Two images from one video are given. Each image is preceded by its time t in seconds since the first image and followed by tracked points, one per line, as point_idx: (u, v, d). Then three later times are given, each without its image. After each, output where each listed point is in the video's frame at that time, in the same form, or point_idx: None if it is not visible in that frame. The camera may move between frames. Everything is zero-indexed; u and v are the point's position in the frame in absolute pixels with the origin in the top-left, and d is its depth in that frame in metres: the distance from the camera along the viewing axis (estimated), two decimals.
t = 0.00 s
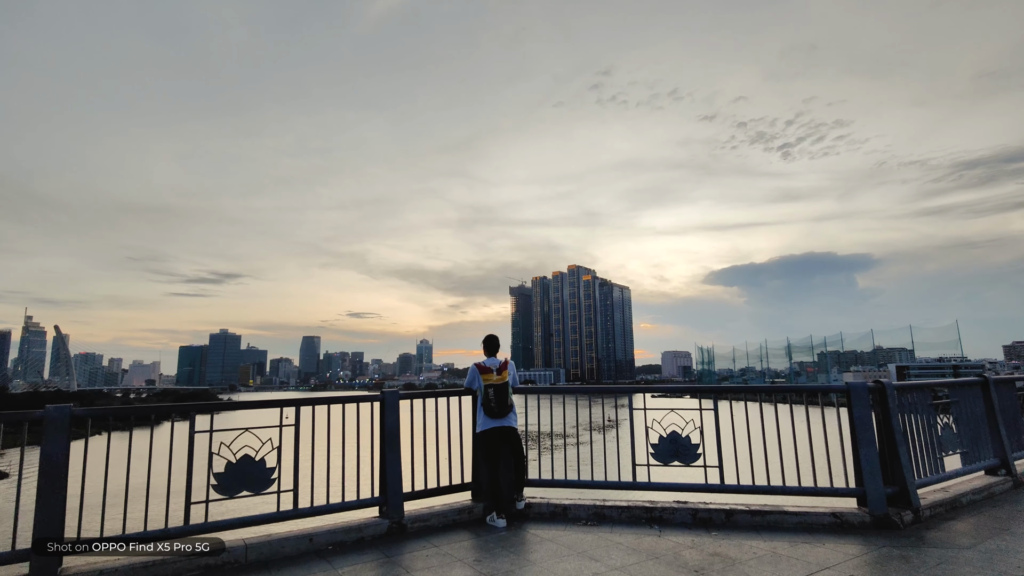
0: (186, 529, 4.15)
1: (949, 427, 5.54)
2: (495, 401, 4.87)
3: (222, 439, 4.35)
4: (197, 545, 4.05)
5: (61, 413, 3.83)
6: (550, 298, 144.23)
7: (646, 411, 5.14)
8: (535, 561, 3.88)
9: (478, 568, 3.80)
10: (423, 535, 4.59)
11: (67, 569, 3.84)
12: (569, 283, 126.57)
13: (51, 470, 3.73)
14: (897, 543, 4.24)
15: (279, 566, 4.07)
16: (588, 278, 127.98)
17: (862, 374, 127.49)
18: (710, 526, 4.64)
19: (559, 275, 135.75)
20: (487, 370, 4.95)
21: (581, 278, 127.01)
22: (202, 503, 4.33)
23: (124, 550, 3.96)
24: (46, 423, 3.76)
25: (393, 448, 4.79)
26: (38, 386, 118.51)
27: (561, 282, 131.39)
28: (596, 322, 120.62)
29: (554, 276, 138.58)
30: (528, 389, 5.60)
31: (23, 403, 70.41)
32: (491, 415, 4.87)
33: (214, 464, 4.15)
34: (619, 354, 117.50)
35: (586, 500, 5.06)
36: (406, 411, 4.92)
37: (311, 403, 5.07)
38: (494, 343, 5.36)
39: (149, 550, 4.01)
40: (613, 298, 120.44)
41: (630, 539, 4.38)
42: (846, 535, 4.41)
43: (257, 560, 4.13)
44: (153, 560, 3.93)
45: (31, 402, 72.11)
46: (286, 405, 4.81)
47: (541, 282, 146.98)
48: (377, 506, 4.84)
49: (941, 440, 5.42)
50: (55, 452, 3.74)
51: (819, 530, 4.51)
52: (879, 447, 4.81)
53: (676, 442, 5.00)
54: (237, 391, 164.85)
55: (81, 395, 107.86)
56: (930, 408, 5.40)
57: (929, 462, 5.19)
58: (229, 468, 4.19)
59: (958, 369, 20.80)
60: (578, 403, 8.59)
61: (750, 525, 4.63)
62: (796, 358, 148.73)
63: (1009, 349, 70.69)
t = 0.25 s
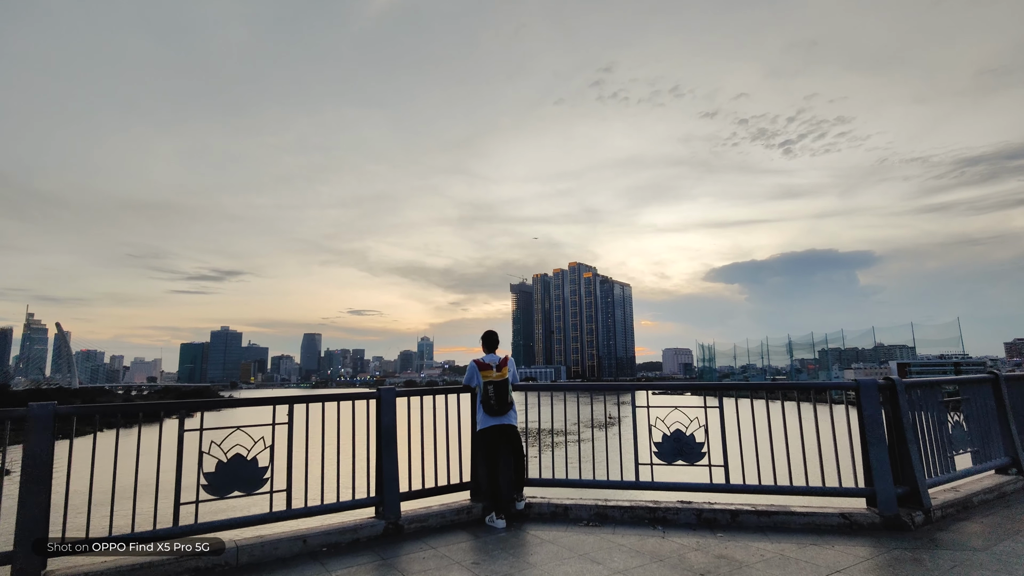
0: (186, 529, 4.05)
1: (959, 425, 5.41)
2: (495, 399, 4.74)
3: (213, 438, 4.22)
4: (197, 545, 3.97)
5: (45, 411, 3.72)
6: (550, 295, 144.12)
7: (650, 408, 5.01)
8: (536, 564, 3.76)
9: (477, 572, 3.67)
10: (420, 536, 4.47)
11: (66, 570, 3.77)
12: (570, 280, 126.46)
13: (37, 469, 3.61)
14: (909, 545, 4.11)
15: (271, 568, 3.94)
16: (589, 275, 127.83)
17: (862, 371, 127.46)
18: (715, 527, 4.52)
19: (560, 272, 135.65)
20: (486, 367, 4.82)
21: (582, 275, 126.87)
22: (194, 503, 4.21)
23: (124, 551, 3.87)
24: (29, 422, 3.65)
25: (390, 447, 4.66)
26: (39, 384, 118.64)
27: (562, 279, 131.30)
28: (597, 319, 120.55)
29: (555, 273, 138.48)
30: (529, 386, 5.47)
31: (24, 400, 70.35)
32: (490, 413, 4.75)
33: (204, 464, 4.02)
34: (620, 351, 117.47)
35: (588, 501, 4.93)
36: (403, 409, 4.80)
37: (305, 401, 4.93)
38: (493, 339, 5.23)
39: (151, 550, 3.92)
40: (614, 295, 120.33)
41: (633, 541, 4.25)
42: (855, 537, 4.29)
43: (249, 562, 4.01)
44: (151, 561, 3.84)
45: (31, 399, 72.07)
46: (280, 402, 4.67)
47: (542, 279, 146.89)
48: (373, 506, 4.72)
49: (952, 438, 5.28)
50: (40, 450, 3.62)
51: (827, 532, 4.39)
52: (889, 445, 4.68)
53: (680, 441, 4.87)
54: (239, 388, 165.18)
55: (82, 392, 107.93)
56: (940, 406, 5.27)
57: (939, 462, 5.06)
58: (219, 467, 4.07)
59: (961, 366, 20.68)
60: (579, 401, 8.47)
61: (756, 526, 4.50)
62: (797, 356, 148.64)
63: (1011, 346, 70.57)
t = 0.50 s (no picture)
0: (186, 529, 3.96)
1: (972, 422, 5.27)
2: (496, 396, 4.61)
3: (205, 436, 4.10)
4: (196, 545, 3.88)
5: (30, 409, 3.62)
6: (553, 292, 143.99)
7: (655, 405, 4.88)
8: (538, 566, 3.64)
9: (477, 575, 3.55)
10: (419, 537, 4.35)
11: (67, 569, 3.70)
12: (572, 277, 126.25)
13: (22, 468, 3.51)
14: (923, 547, 3.98)
15: (265, 570, 3.83)
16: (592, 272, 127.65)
17: (865, 368, 127.27)
18: (722, 528, 4.40)
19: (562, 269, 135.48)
20: (487, 363, 4.68)
21: (584, 271, 126.65)
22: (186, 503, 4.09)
23: (124, 550, 3.79)
24: (13, 419, 3.55)
25: (388, 445, 4.54)
26: (43, 381, 118.89)
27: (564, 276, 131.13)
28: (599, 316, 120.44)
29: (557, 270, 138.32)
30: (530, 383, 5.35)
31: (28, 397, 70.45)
32: (491, 411, 4.62)
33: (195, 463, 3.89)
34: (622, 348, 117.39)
35: (591, 500, 4.81)
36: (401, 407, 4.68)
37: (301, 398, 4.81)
38: (494, 335, 5.10)
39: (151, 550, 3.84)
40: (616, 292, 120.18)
41: (638, 542, 4.13)
42: (867, 538, 4.16)
43: (242, 564, 3.89)
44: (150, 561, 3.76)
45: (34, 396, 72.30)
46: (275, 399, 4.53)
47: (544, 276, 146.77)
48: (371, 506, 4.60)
49: (965, 437, 5.14)
50: (25, 448, 3.52)
51: (838, 533, 4.26)
52: (902, 444, 4.54)
53: (685, 439, 4.74)
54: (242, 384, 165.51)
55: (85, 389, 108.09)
56: (953, 403, 5.12)
57: (952, 460, 4.93)
58: (211, 466, 3.95)
59: (964, 363, 20.54)
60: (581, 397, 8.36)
61: (765, 527, 4.38)
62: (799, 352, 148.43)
63: (1014, 342, 70.38)
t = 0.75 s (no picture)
0: (187, 527, 3.87)
1: (987, 419, 5.14)
2: (497, 391, 4.48)
3: (196, 433, 3.97)
4: (197, 545, 3.79)
5: (14, 406, 3.51)
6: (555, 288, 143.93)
7: (660, 401, 4.75)
8: (540, 568, 3.52)
9: None
10: (417, 537, 4.23)
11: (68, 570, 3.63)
12: (574, 274, 126.11)
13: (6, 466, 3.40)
14: (940, 548, 3.84)
15: (259, 572, 3.71)
16: (594, 268, 127.42)
17: (867, 365, 127.15)
18: (729, 528, 4.27)
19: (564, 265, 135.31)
20: (487, 358, 4.55)
21: (587, 268, 126.42)
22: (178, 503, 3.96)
23: (124, 551, 3.71)
24: None
25: (385, 442, 4.42)
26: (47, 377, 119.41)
27: (566, 273, 131.04)
28: (601, 313, 120.40)
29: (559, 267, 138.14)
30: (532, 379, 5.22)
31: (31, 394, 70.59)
32: (492, 407, 4.49)
33: (187, 460, 3.77)
34: (623, 344, 117.56)
35: (594, 499, 4.69)
36: (400, 403, 4.55)
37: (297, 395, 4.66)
38: (493, 330, 4.97)
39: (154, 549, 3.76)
40: (618, 288, 120.29)
41: (644, 542, 3.99)
42: (880, 539, 4.03)
43: (238, 565, 3.78)
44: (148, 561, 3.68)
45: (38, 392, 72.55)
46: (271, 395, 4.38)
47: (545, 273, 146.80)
48: (369, 504, 4.47)
49: (979, 434, 5.01)
50: (9, 446, 3.41)
51: (850, 533, 4.13)
52: (916, 441, 4.41)
53: (692, 437, 4.61)
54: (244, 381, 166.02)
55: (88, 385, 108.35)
56: (967, 400, 4.98)
57: (967, 458, 4.79)
58: (203, 464, 3.84)
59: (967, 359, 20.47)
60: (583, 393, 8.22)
61: (773, 527, 4.26)
62: (801, 349, 148.89)
63: (1017, 339, 70.42)
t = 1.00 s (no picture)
0: (186, 527, 3.76)
1: (1003, 416, 4.99)
2: (499, 388, 4.34)
3: (188, 431, 3.82)
4: (197, 544, 3.67)
5: None
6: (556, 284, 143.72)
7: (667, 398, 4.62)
8: (544, 571, 3.39)
9: None
10: (417, 538, 4.10)
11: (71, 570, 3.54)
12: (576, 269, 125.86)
13: None
14: (958, 551, 3.70)
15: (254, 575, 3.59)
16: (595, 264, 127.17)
17: (869, 361, 127.07)
18: (738, 529, 4.14)
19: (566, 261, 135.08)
20: (489, 354, 4.41)
21: (588, 264, 126.24)
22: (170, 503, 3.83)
23: (124, 551, 3.61)
24: None
25: (383, 440, 4.28)
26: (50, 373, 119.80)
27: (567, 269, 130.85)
28: (602, 309, 120.27)
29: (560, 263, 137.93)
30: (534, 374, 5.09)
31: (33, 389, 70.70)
32: (494, 404, 4.35)
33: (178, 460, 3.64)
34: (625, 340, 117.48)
35: (599, 498, 4.56)
36: (399, 400, 4.42)
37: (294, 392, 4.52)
38: (495, 325, 4.83)
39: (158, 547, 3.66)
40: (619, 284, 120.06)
41: (651, 543, 3.87)
42: (895, 541, 3.89)
43: (235, 568, 3.66)
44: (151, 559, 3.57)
45: (41, 388, 72.74)
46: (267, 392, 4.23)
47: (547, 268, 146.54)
48: (367, 504, 4.34)
49: (996, 431, 4.86)
50: None
51: (864, 535, 4.00)
52: (933, 439, 4.26)
53: (700, 435, 4.47)
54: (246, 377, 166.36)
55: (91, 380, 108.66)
56: (984, 396, 4.83)
57: (983, 457, 4.64)
58: (195, 464, 3.71)
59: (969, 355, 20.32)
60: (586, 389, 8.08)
61: (784, 528, 4.13)
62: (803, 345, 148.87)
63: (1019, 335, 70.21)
